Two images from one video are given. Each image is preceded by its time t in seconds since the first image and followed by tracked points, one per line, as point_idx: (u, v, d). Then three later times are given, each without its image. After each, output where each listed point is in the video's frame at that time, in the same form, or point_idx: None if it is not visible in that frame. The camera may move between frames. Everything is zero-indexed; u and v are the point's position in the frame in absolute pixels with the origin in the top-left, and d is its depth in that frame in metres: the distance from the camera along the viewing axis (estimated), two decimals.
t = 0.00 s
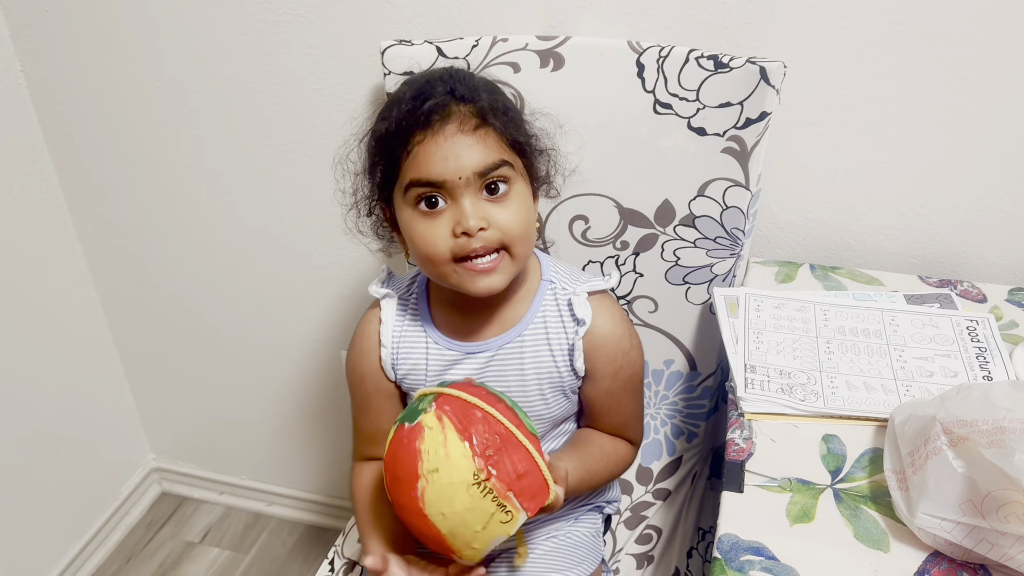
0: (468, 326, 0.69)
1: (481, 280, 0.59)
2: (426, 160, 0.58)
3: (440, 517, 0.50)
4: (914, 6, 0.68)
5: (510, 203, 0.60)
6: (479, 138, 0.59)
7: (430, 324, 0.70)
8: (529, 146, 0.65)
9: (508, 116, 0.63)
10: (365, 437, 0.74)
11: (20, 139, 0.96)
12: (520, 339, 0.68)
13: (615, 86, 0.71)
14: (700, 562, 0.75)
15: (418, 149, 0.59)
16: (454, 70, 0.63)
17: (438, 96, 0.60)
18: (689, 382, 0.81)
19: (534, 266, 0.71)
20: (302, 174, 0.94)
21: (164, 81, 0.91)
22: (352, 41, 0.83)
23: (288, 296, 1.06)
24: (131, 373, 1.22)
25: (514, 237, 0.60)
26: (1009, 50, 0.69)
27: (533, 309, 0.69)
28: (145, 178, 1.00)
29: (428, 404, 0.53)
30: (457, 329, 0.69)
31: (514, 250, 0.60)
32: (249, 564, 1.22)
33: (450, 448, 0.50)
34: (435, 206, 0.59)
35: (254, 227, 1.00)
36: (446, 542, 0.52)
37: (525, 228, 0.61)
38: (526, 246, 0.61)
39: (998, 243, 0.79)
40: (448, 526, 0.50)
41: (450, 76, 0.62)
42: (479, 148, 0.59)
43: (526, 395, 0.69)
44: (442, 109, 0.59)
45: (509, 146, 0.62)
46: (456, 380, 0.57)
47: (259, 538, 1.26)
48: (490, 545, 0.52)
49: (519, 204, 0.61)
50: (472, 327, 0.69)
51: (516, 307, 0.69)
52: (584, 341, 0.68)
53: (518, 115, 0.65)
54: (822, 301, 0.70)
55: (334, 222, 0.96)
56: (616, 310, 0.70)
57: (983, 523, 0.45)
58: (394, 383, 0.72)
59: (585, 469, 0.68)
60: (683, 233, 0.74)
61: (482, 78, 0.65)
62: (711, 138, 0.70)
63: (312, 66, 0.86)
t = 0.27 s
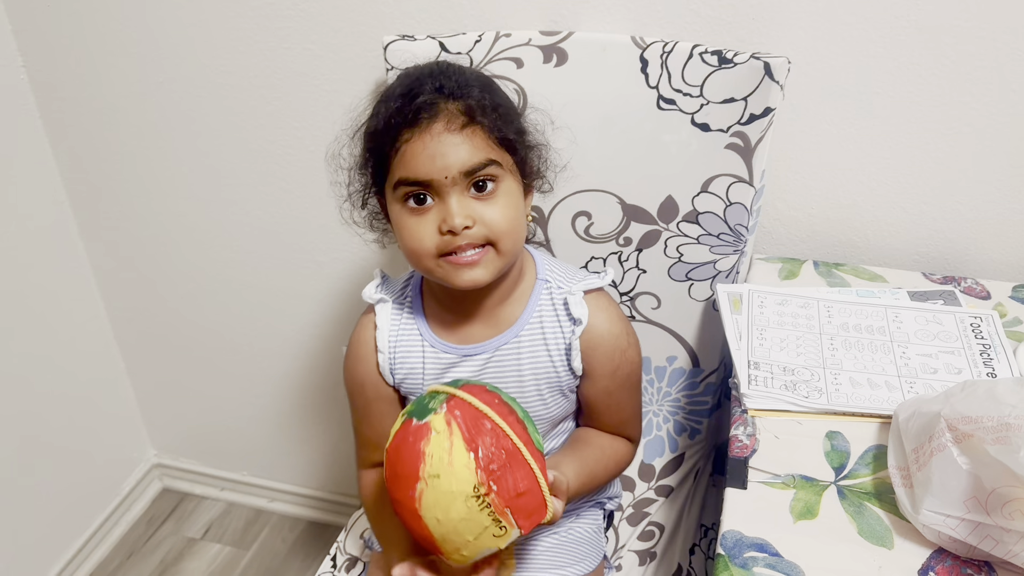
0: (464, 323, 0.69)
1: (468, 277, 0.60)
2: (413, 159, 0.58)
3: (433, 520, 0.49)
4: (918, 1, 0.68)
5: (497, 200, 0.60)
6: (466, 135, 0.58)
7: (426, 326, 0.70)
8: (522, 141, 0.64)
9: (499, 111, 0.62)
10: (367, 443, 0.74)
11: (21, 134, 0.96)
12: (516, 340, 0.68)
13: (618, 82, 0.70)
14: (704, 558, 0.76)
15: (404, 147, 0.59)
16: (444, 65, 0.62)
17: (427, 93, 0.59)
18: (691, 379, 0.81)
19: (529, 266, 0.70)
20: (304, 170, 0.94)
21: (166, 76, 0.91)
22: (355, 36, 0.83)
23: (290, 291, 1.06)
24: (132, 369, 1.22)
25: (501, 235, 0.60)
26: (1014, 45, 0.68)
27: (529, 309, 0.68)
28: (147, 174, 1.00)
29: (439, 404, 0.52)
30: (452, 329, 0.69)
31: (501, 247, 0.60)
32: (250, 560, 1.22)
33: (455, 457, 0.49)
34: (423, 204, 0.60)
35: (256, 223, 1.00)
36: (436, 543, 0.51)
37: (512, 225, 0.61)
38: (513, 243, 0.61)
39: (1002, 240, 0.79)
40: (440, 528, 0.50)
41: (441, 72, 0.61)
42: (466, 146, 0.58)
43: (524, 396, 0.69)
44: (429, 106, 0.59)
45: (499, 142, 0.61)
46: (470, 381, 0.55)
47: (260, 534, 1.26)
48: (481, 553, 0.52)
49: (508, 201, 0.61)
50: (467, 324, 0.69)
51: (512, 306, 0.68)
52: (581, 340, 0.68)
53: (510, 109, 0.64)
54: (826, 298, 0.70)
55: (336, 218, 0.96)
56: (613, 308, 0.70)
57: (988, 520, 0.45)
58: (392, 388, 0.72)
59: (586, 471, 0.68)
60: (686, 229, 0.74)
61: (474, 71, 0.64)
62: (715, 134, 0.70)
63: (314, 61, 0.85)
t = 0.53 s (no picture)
0: (462, 313, 0.69)
1: (454, 278, 0.61)
2: (396, 163, 0.58)
3: (436, 534, 0.48)
4: None
5: (481, 205, 0.59)
6: (447, 141, 0.57)
7: (425, 313, 0.70)
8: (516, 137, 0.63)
9: (489, 110, 0.60)
10: (365, 423, 0.75)
11: (21, 130, 0.96)
12: (515, 331, 0.68)
13: (619, 79, 0.70)
14: (703, 556, 0.74)
15: (388, 151, 0.59)
16: (437, 59, 0.61)
17: (411, 96, 0.58)
18: (691, 377, 0.81)
19: (530, 258, 0.70)
20: (304, 167, 0.94)
21: (166, 73, 0.91)
22: (355, 32, 0.82)
23: (290, 288, 1.06)
24: (133, 366, 1.22)
25: (484, 238, 0.60)
26: (1016, 43, 0.68)
27: (527, 300, 0.68)
28: (146, 170, 1.00)
29: (458, 418, 0.50)
30: (449, 318, 0.69)
31: (485, 250, 0.60)
32: (250, 557, 1.22)
33: (468, 479, 0.47)
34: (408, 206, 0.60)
35: (256, 219, 1.00)
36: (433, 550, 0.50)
37: (496, 229, 0.60)
38: (498, 245, 0.61)
39: (1003, 238, 0.79)
40: (440, 541, 0.49)
41: (429, 69, 0.60)
42: (447, 151, 0.57)
43: (521, 387, 0.69)
44: (412, 109, 0.58)
45: (486, 144, 0.60)
46: (494, 394, 0.53)
47: (260, 531, 1.27)
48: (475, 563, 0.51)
49: (493, 204, 0.60)
50: (465, 315, 0.69)
51: (511, 297, 0.68)
52: (579, 333, 0.67)
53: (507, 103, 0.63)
54: (826, 296, 0.70)
55: (336, 215, 0.96)
56: (613, 301, 0.70)
57: (987, 518, 0.44)
58: (389, 373, 0.72)
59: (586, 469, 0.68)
60: (686, 227, 0.74)
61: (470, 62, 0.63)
62: (715, 131, 0.70)
63: (314, 57, 0.85)
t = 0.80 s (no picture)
0: (466, 307, 0.69)
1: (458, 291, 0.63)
2: (395, 189, 0.58)
3: (424, 572, 0.48)
4: None
5: (480, 227, 0.59)
6: (444, 170, 0.57)
7: (429, 302, 0.71)
8: (517, 141, 0.62)
9: (488, 126, 0.59)
10: (367, 411, 0.75)
11: (21, 128, 0.96)
12: (518, 321, 0.68)
13: (618, 79, 0.70)
14: (701, 555, 0.76)
15: (386, 176, 0.58)
16: (434, 67, 0.59)
17: (406, 120, 0.57)
18: (690, 376, 0.81)
19: (534, 250, 0.71)
20: (303, 165, 0.94)
21: (165, 71, 0.91)
22: (355, 31, 0.82)
23: (289, 287, 1.06)
24: (132, 364, 1.22)
25: (485, 256, 0.60)
26: (1015, 43, 0.68)
27: (531, 291, 0.69)
28: (146, 169, 1.00)
29: (445, 459, 0.47)
30: (453, 311, 0.70)
31: (486, 266, 0.61)
32: (249, 555, 1.22)
33: (461, 526, 0.46)
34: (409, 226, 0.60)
35: (255, 218, 1.00)
36: None
37: (497, 248, 0.61)
38: (499, 260, 0.62)
39: (1002, 239, 0.79)
40: None
41: (424, 85, 0.58)
42: (445, 179, 0.57)
43: (523, 377, 0.69)
44: (409, 134, 0.57)
45: (485, 166, 0.58)
46: (476, 419, 0.51)
47: (259, 528, 1.27)
48: None
49: (493, 224, 0.60)
50: (469, 308, 0.69)
51: (514, 289, 0.69)
52: (581, 324, 0.68)
53: (507, 109, 0.61)
54: (825, 296, 0.70)
55: (335, 213, 0.96)
56: (615, 295, 0.70)
57: (984, 519, 0.45)
58: (393, 361, 0.73)
59: (578, 467, 0.68)
60: (685, 226, 0.74)
61: (470, 65, 0.61)
62: (714, 131, 0.70)
63: (314, 56, 0.85)
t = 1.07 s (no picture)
0: (474, 299, 0.69)
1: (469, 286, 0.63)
2: (403, 187, 0.58)
3: (436, 571, 0.49)
4: None
5: (490, 223, 0.59)
6: (452, 167, 0.56)
7: (436, 293, 0.71)
8: (527, 135, 0.61)
9: (496, 121, 0.58)
10: (374, 401, 0.75)
11: (25, 123, 0.96)
12: (524, 316, 0.68)
13: (625, 72, 0.70)
14: (707, 551, 0.74)
15: (395, 174, 0.58)
16: (441, 63, 0.59)
17: (414, 117, 0.57)
18: (695, 372, 0.81)
19: (542, 244, 0.70)
20: (308, 160, 0.93)
21: (169, 65, 0.91)
22: (360, 24, 0.82)
23: (293, 282, 1.06)
24: (136, 359, 1.22)
25: (495, 251, 0.60)
26: None
27: (539, 286, 0.68)
28: (150, 163, 1.00)
29: (435, 473, 0.47)
30: (461, 303, 0.70)
31: (496, 261, 0.61)
32: (253, 550, 1.22)
33: (464, 531, 0.47)
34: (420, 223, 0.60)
35: (259, 213, 1.00)
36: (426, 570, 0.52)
37: (507, 244, 0.60)
38: (509, 254, 0.61)
39: (1011, 235, 0.78)
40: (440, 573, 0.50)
41: (432, 80, 0.58)
42: (453, 176, 0.56)
43: (528, 372, 0.69)
44: (416, 133, 0.56)
45: (493, 162, 0.58)
46: (457, 416, 0.51)
47: (263, 524, 1.27)
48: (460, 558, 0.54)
49: (502, 218, 0.60)
50: (477, 300, 0.69)
51: (523, 282, 0.68)
52: (587, 320, 0.67)
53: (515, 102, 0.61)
54: (832, 291, 0.69)
55: (340, 208, 0.96)
56: (622, 290, 0.69)
57: (995, 515, 0.44)
58: (399, 351, 0.72)
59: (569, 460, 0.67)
60: (692, 221, 0.74)
61: (476, 59, 0.60)
62: (722, 126, 0.69)
63: (318, 50, 0.85)
